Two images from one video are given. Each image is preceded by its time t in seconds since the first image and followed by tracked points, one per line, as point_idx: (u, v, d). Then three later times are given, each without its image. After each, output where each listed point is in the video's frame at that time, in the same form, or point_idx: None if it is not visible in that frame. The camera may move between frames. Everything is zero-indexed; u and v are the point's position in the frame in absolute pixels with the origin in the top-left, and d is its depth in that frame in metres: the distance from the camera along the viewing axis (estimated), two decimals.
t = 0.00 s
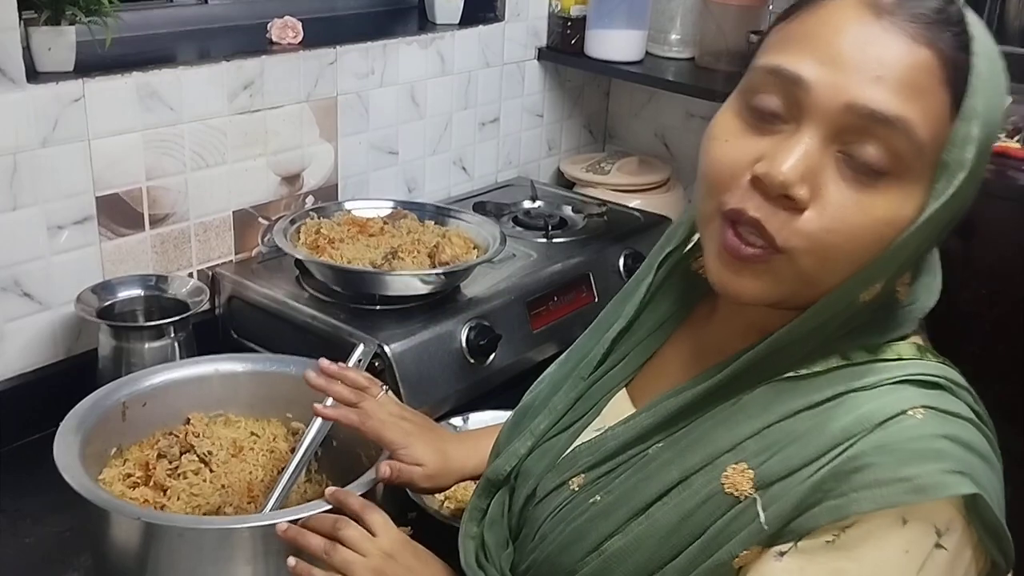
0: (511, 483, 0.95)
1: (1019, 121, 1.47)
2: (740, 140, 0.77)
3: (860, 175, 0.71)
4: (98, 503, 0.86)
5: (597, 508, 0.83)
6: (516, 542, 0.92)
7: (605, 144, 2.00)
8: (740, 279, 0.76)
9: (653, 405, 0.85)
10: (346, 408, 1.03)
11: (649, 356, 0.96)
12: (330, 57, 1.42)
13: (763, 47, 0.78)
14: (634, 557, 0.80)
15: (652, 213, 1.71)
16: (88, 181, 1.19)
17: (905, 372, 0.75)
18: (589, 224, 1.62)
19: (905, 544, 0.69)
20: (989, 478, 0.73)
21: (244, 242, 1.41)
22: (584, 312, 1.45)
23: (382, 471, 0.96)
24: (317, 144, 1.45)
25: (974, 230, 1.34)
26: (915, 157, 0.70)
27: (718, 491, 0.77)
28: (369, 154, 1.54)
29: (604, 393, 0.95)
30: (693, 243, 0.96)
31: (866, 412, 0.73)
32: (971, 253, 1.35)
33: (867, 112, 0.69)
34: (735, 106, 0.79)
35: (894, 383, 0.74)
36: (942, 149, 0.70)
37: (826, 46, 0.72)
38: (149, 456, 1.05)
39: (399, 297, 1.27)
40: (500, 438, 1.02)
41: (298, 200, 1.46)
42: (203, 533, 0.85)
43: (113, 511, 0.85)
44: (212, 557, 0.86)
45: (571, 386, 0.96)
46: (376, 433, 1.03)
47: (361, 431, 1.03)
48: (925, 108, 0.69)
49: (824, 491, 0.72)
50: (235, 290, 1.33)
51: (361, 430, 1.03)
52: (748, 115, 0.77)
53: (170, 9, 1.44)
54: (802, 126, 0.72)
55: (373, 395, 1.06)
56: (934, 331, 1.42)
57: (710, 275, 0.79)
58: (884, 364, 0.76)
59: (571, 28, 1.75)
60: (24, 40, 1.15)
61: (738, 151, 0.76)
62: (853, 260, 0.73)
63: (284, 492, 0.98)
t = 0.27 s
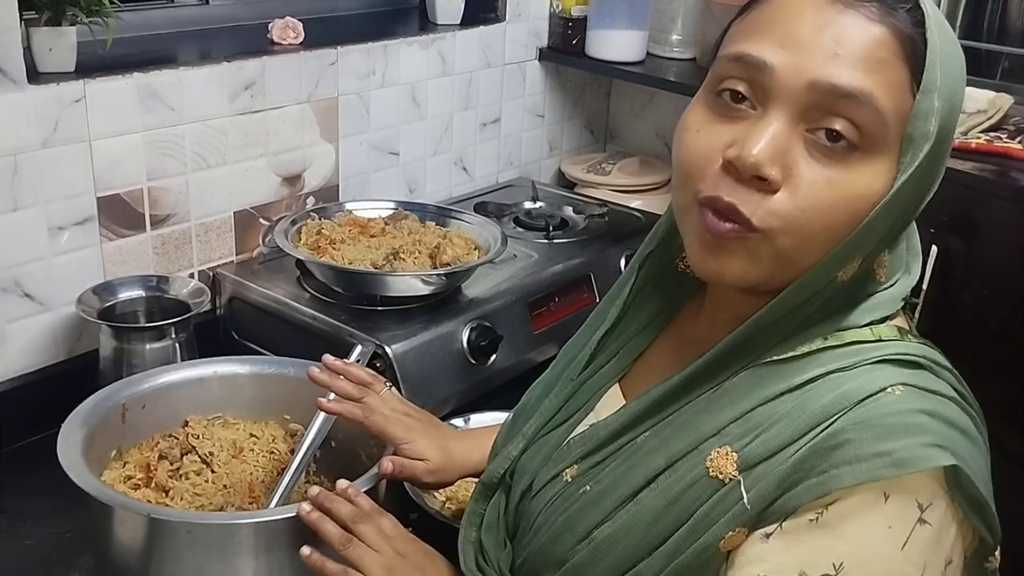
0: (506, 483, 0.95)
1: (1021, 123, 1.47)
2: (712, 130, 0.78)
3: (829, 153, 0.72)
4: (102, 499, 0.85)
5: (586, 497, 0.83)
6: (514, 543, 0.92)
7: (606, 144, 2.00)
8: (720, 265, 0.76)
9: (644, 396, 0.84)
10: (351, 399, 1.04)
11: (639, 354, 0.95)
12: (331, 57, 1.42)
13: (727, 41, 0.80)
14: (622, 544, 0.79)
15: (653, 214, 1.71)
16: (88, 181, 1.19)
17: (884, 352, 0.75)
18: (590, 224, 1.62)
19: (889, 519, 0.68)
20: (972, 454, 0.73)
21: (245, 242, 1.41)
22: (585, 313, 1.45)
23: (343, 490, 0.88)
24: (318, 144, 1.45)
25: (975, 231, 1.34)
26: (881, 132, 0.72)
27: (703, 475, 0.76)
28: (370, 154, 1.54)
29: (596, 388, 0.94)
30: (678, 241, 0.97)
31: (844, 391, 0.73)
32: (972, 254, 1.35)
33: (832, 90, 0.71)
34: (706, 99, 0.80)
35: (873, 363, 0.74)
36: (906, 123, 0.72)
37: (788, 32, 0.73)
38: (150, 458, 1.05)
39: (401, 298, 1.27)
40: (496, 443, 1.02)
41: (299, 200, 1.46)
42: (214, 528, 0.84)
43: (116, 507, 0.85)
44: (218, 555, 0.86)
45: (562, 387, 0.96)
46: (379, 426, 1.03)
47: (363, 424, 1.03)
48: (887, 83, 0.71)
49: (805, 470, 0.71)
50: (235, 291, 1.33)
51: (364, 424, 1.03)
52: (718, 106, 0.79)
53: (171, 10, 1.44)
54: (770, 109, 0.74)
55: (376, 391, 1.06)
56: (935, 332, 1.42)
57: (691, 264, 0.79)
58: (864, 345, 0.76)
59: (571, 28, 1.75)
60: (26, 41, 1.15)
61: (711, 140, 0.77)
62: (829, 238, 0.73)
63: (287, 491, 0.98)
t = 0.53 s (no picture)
0: (505, 480, 0.95)
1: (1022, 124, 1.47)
2: (711, 130, 0.78)
3: (826, 154, 0.72)
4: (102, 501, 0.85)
5: (586, 488, 0.83)
6: (513, 538, 0.92)
7: (607, 145, 2.00)
8: (717, 264, 0.77)
9: (645, 390, 0.84)
10: (351, 399, 1.03)
11: (637, 350, 0.96)
12: (332, 58, 1.42)
13: (728, 40, 0.80)
14: (620, 535, 0.79)
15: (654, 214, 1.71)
16: (89, 183, 1.19)
17: (881, 345, 0.75)
18: (591, 225, 1.62)
19: (885, 510, 0.68)
20: (968, 447, 0.73)
21: (246, 243, 1.41)
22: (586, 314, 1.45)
23: (349, 480, 0.92)
24: (319, 145, 1.45)
25: (977, 232, 1.34)
26: (878, 135, 0.71)
27: (700, 467, 0.76)
28: (371, 155, 1.54)
29: (596, 382, 0.94)
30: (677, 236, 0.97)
31: (841, 382, 0.72)
32: (974, 255, 1.35)
33: (829, 93, 0.71)
34: (706, 99, 0.80)
35: (871, 355, 0.74)
36: (904, 126, 0.72)
37: (788, 34, 0.73)
38: (149, 460, 1.05)
39: (402, 299, 1.27)
40: (497, 438, 1.01)
41: (300, 201, 1.46)
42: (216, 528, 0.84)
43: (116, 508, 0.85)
44: (219, 555, 0.86)
45: (561, 383, 0.95)
46: (379, 425, 1.03)
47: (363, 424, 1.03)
48: (885, 87, 0.71)
49: (802, 460, 0.71)
50: (236, 292, 1.33)
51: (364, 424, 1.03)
52: (718, 106, 0.79)
53: (172, 10, 1.44)
54: (767, 111, 0.74)
55: (374, 390, 1.06)
56: (936, 333, 1.42)
57: (690, 263, 0.80)
58: (862, 338, 0.76)
59: (572, 29, 1.75)
60: (27, 42, 1.15)
61: (710, 140, 0.78)
62: (824, 239, 0.74)
63: (288, 490, 0.98)
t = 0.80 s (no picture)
0: (515, 475, 0.95)
1: None
2: (718, 135, 0.78)
3: (834, 160, 0.73)
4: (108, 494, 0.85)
5: (597, 480, 0.83)
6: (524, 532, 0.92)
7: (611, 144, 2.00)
8: (726, 268, 0.77)
9: (656, 385, 0.84)
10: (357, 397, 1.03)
11: (646, 344, 0.96)
12: (338, 57, 1.42)
13: (734, 44, 0.80)
14: (631, 526, 0.79)
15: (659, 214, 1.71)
16: (96, 181, 1.19)
17: (891, 336, 0.75)
18: (596, 224, 1.62)
19: (897, 499, 0.68)
20: (978, 437, 0.73)
21: (252, 242, 1.41)
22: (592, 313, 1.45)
23: (377, 467, 0.87)
24: (325, 144, 1.45)
25: (984, 232, 1.34)
26: (886, 140, 0.72)
27: (712, 457, 0.76)
28: (376, 155, 1.54)
29: (605, 375, 0.95)
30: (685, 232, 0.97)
31: (852, 373, 0.73)
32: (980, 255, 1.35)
33: (836, 99, 0.71)
34: (712, 103, 0.80)
35: (881, 347, 0.75)
36: (912, 129, 0.72)
37: (794, 39, 0.73)
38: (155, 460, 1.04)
39: (408, 298, 1.27)
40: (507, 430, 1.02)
41: (306, 200, 1.46)
42: (227, 522, 0.84)
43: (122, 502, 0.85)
44: (226, 550, 0.86)
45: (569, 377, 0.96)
46: (388, 421, 1.03)
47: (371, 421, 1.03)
48: (891, 91, 0.71)
49: (813, 451, 0.71)
50: (242, 291, 1.33)
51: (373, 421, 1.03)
52: (725, 110, 0.79)
53: (178, 9, 1.44)
54: (774, 116, 0.74)
55: (381, 386, 1.06)
56: (943, 332, 1.42)
57: (699, 267, 0.80)
58: (872, 330, 0.76)
59: (578, 28, 1.75)
60: (34, 40, 1.15)
61: (717, 145, 0.78)
62: (833, 243, 0.74)
63: (296, 485, 0.98)
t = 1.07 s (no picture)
0: (515, 479, 0.95)
1: None
2: (720, 143, 0.78)
3: (837, 169, 0.72)
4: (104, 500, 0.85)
5: (598, 486, 0.83)
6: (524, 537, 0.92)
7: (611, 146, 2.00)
8: (729, 276, 0.77)
9: (657, 391, 0.84)
10: (354, 396, 1.03)
11: (646, 348, 0.96)
12: (336, 59, 1.42)
13: (737, 50, 0.80)
14: (632, 533, 0.79)
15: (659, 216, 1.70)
16: (94, 184, 1.19)
17: (893, 343, 0.75)
18: (596, 226, 1.61)
19: (900, 507, 0.68)
20: (981, 444, 0.73)
21: (251, 244, 1.40)
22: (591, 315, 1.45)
23: (393, 467, 0.89)
24: (324, 146, 1.45)
25: (983, 234, 1.34)
26: (889, 149, 0.71)
27: (714, 464, 0.76)
28: (375, 156, 1.54)
29: (605, 379, 0.94)
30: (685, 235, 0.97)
31: (854, 380, 0.73)
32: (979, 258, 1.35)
33: (838, 109, 0.71)
34: (714, 110, 0.80)
35: (883, 353, 0.74)
36: (915, 138, 0.72)
37: (796, 48, 0.73)
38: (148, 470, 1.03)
39: (406, 300, 1.27)
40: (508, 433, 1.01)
41: (304, 202, 1.46)
42: (222, 528, 0.84)
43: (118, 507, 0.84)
44: (224, 554, 0.86)
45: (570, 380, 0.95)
46: (387, 417, 1.03)
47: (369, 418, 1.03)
48: (894, 100, 0.71)
49: (815, 459, 0.71)
50: (241, 293, 1.33)
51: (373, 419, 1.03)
52: (727, 118, 0.79)
53: (176, 11, 1.44)
54: (777, 125, 0.74)
55: (377, 383, 1.05)
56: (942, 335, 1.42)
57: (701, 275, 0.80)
58: (874, 337, 0.76)
59: (577, 29, 1.75)
60: (32, 42, 1.15)
61: (719, 153, 0.78)
62: (836, 251, 0.74)
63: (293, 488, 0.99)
